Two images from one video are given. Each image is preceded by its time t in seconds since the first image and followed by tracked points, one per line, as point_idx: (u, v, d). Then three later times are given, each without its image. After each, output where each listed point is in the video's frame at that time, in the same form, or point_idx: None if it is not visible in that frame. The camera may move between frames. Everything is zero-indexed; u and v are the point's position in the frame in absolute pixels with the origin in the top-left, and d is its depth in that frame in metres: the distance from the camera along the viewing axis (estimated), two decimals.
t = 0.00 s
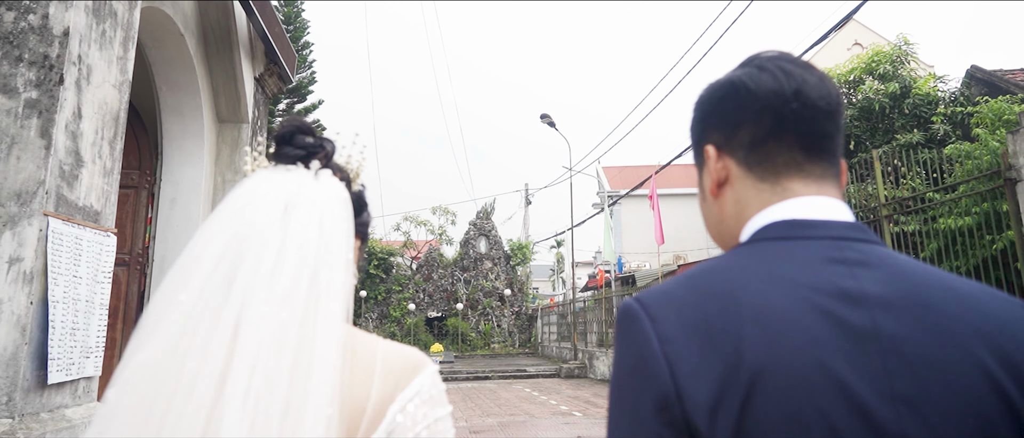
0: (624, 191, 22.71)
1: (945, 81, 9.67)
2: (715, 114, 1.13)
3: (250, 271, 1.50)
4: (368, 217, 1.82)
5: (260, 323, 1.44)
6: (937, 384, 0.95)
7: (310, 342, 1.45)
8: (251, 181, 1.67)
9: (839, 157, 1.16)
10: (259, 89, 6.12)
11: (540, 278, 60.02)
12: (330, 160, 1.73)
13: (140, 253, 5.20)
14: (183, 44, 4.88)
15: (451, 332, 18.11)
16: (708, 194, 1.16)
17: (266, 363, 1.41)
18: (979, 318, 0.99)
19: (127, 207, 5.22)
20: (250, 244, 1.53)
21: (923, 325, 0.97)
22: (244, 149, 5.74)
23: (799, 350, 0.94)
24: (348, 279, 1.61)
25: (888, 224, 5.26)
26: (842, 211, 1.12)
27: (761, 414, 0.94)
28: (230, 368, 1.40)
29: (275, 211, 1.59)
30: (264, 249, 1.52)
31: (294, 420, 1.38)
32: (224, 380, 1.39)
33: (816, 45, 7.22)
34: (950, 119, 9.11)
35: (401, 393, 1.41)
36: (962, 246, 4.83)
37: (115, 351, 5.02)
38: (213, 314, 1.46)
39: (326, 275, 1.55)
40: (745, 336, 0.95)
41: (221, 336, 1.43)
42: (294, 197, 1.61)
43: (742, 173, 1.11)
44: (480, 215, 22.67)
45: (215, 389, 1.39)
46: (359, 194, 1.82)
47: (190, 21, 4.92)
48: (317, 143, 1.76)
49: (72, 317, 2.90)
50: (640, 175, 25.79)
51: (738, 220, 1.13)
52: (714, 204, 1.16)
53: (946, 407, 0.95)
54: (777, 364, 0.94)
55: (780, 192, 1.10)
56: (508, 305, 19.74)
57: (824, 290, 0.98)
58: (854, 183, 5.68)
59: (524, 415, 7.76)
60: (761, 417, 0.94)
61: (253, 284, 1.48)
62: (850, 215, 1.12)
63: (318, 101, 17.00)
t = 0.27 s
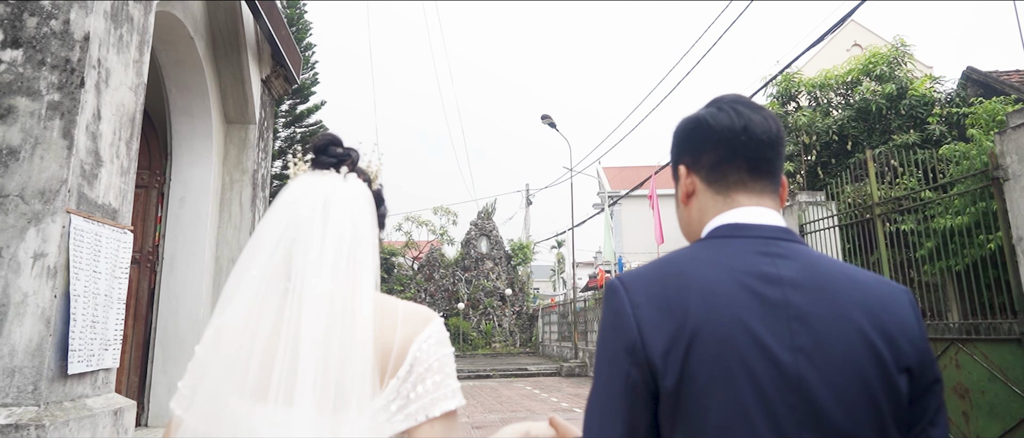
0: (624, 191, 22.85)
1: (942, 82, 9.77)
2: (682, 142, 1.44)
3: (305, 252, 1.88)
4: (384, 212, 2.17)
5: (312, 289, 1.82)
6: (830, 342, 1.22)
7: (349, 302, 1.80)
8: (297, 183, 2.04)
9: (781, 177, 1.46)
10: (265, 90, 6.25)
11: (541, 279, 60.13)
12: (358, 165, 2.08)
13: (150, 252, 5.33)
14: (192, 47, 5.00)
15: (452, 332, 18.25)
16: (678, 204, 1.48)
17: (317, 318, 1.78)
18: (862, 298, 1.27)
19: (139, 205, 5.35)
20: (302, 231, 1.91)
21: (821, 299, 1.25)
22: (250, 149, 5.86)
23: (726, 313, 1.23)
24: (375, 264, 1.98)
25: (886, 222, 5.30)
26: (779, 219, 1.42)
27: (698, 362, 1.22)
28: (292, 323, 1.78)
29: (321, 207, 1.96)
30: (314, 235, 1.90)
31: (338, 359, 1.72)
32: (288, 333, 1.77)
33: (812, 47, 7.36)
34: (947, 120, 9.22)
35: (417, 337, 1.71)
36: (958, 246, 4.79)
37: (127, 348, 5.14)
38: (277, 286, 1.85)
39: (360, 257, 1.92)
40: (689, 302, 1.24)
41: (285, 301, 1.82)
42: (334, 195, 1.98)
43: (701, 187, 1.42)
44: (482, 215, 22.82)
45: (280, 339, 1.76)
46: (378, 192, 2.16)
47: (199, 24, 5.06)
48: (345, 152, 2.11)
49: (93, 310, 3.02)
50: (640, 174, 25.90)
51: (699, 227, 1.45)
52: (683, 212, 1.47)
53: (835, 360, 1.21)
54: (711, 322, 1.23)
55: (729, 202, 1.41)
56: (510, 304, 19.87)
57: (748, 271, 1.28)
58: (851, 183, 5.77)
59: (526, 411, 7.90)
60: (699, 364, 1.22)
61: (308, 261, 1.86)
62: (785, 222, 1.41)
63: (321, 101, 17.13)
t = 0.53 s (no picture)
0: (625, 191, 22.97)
1: (939, 84, 9.88)
2: (681, 158, 1.81)
3: (335, 242, 2.11)
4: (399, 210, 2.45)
5: (341, 273, 2.06)
6: (783, 318, 1.60)
7: (371, 283, 2.05)
8: (322, 186, 2.25)
9: (760, 187, 1.83)
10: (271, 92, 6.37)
11: (543, 279, 60.22)
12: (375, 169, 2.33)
13: (160, 251, 5.44)
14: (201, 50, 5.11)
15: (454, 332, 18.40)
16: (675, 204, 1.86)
17: (346, 298, 2.02)
18: (816, 284, 1.66)
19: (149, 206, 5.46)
20: (330, 225, 2.15)
21: (780, 285, 1.64)
22: (257, 151, 5.97)
23: (706, 291, 1.62)
24: (393, 255, 2.22)
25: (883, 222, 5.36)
26: (755, 221, 1.79)
27: (682, 328, 1.61)
28: (326, 304, 2.02)
29: (347, 205, 2.19)
30: (340, 230, 2.13)
31: (363, 330, 1.96)
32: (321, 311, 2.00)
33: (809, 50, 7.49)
34: (943, 121, 9.33)
35: (432, 309, 2.00)
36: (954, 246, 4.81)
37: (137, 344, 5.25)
38: (312, 272, 2.08)
39: (381, 248, 2.16)
40: (676, 284, 1.65)
41: (319, 285, 2.06)
42: (356, 195, 2.22)
43: (695, 192, 1.80)
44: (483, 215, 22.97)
45: (316, 316, 2.00)
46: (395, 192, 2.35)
47: (207, 27, 5.17)
48: (363, 158, 2.35)
49: (110, 305, 3.15)
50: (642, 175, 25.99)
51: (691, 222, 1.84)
52: (682, 211, 1.86)
53: (788, 331, 1.59)
54: (692, 298, 1.62)
55: (716, 204, 1.79)
56: (511, 304, 20.00)
57: (725, 262, 1.67)
58: (847, 183, 5.85)
59: (527, 408, 8.06)
60: (683, 328, 1.61)
61: (337, 250, 2.09)
62: (762, 224, 1.79)
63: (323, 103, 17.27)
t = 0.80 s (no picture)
0: (625, 192, 23.09)
1: (936, 86, 9.98)
2: (672, 169, 1.99)
3: (365, 242, 2.31)
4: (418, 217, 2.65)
5: (370, 269, 2.25)
6: (758, 305, 1.76)
7: (397, 277, 2.24)
8: (351, 199, 2.45)
9: (741, 193, 1.99)
10: (278, 95, 6.49)
11: (543, 280, 60.32)
12: (399, 181, 2.53)
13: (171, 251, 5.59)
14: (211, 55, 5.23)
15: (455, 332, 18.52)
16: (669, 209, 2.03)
17: (374, 290, 2.20)
18: (783, 278, 1.83)
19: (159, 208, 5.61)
20: (360, 229, 2.34)
21: (758, 277, 1.80)
22: (265, 153, 6.10)
23: (693, 281, 1.78)
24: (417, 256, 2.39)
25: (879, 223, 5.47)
26: (736, 223, 1.95)
27: (672, 312, 1.77)
28: (357, 294, 2.21)
29: (375, 212, 2.38)
30: (369, 234, 2.32)
31: (389, 317, 2.14)
32: (352, 301, 2.19)
33: (807, 53, 7.61)
34: (939, 123, 9.43)
35: (450, 299, 2.20)
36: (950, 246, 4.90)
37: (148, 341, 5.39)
38: (346, 269, 2.29)
39: (406, 248, 2.34)
40: (669, 273, 1.81)
41: (352, 281, 2.25)
42: (383, 203, 2.41)
43: (685, 198, 1.98)
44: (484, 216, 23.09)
45: (350, 305, 2.19)
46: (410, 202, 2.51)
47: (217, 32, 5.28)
48: (388, 171, 2.55)
49: (127, 302, 3.27)
50: (642, 175, 26.10)
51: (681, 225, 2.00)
52: (674, 214, 2.03)
53: (757, 314, 1.75)
54: (681, 286, 1.78)
55: (701, 208, 1.96)
56: (512, 305, 20.12)
57: (711, 257, 1.83)
58: (844, 184, 5.96)
59: (528, 407, 8.18)
60: (673, 311, 1.77)
61: (368, 250, 2.30)
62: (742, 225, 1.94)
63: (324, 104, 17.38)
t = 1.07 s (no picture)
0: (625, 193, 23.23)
1: (931, 89, 10.10)
2: (654, 191, 2.14)
3: (398, 262, 2.46)
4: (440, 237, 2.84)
5: (402, 283, 2.40)
6: (728, 304, 1.91)
7: (424, 288, 2.39)
8: (383, 224, 2.62)
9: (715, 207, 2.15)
10: (285, 100, 6.63)
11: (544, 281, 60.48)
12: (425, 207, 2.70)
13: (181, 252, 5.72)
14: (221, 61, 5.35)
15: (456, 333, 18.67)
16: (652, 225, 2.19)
17: (405, 300, 2.35)
18: (749, 279, 1.97)
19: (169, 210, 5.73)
20: (392, 250, 2.49)
21: (728, 279, 1.95)
22: (272, 156, 6.24)
23: (671, 283, 1.93)
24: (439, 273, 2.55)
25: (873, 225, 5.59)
26: (710, 235, 2.10)
27: (654, 311, 1.92)
28: (390, 305, 2.35)
29: (405, 235, 2.54)
30: (401, 252, 2.48)
31: (418, 324, 2.29)
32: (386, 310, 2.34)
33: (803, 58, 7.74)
34: (935, 125, 9.55)
35: (469, 307, 2.35)
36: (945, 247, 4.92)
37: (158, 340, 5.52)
38: (380, 284, 2.43)
39: (431, 264, 2.50)
40: (652, 277, 1.95)
41: (386, 293, 2.39)
42: (412, 227, 2.58)
43: (666, 214, 2.13)
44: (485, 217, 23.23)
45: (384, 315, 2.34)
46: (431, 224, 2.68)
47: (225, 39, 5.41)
48: (415, 199, 2.71)
49: (145, 302, 3.41)
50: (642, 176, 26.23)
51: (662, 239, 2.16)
52: (658, 229, 2.18)
53: (724, 310, 1.90)
54: (662, 288, 1.93)
55: (679, 222, 2.11)
56: (513, 305, 20.26)
57: (688, 263, 1.98)
58: (838, 187, 6.10)
59: (529, 405, 8.31)
60: (655, 310, 1.92)
61: (403, 267, 2.44)
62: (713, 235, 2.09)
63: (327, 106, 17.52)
